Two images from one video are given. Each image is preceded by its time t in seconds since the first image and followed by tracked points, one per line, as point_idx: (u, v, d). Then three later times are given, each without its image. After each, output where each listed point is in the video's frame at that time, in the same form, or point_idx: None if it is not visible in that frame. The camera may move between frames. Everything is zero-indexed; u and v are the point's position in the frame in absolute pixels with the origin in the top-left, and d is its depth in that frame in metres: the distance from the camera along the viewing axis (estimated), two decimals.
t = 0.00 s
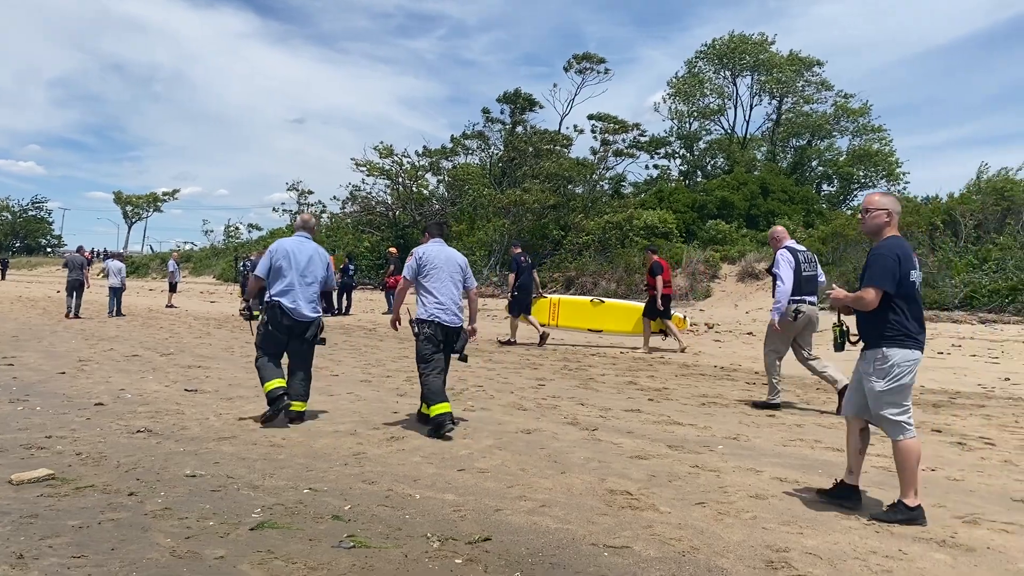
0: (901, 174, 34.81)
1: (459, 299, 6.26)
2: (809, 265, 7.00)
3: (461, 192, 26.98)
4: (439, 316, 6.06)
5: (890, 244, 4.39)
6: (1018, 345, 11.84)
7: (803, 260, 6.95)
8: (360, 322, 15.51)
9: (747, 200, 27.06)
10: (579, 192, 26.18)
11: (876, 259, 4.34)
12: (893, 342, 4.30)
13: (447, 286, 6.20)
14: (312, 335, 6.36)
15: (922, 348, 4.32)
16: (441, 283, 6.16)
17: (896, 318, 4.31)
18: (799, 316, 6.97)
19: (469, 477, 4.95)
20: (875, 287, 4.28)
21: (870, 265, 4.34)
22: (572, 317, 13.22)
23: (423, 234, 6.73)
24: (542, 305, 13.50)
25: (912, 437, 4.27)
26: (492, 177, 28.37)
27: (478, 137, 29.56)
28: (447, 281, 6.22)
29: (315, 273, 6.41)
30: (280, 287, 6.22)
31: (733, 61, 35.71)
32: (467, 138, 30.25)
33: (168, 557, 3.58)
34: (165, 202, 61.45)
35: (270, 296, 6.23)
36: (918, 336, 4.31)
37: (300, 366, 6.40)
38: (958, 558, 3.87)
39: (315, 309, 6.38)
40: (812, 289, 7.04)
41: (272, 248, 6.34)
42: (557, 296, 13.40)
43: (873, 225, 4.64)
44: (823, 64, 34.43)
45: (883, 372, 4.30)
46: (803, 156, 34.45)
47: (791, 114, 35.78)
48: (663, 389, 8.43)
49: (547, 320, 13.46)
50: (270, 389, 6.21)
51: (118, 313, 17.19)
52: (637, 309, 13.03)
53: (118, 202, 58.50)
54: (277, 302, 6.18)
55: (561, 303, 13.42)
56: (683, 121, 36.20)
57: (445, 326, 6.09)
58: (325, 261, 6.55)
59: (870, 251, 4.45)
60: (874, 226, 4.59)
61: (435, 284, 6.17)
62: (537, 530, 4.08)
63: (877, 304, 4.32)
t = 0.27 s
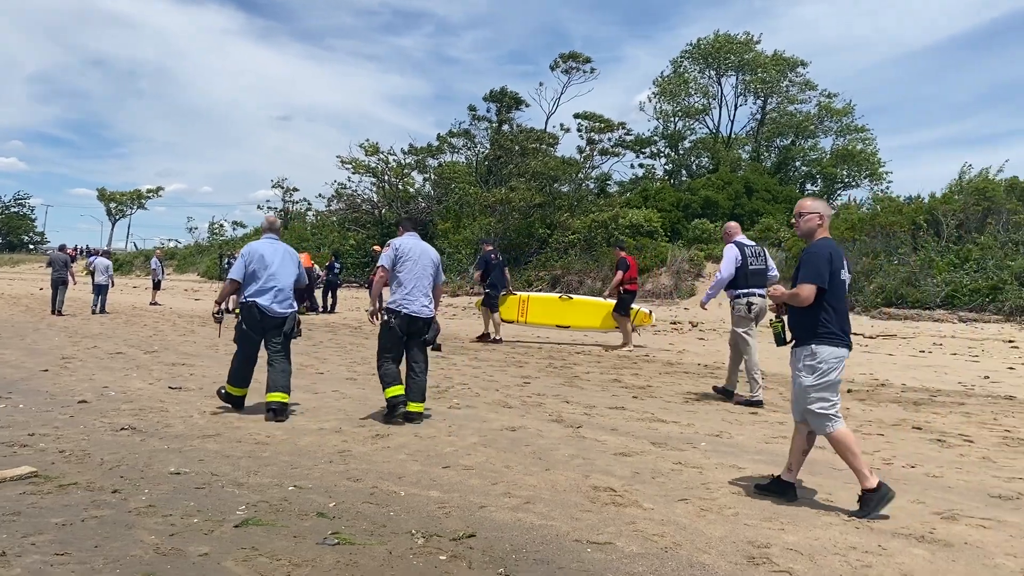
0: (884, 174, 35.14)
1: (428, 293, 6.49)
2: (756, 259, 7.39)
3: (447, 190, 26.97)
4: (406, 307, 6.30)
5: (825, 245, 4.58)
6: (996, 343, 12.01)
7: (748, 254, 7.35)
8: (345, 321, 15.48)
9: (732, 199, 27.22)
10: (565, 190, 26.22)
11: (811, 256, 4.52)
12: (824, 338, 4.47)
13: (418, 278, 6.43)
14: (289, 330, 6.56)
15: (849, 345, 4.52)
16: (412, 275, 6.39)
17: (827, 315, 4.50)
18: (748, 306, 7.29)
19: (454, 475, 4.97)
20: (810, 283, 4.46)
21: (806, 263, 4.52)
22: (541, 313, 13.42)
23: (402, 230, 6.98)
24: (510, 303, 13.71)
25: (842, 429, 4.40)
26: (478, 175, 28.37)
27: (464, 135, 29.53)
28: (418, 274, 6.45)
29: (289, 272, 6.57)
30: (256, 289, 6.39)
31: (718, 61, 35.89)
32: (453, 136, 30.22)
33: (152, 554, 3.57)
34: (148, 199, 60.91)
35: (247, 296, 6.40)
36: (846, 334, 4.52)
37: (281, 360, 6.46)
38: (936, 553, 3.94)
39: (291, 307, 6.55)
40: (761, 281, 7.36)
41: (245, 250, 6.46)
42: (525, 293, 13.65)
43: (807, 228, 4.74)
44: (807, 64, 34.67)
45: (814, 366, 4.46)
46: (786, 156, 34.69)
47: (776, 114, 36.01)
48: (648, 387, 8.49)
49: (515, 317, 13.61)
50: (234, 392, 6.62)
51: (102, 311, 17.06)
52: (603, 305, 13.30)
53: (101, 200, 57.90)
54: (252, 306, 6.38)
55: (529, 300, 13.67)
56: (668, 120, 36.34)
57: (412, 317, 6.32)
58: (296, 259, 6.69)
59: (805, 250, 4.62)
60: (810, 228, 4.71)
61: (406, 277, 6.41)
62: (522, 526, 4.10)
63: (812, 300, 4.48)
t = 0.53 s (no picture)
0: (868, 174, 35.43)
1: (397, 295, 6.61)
2: (710, 262, 7.76)
3: (434, 188, 26.92)
4: (374, 307, 6.43)
5: (767, 241, 4.60)
6: (977, 342, 12.16)
7: (702, 256, 7.63)
8: (332, 318, 15.43)
9: (718, 199, 27.36)
10: (553, 188, 26.25)
11: (753, 251, 4.54)
12: (764, 331, 4.51)
13: (386, 281, 6.55)
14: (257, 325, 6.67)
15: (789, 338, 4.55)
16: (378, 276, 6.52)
17: (767, 308, 4.52)
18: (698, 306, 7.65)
19: (440, 472, 4.98)
20: (751, 276, 4.47)
21: (748, 257, 4.53)
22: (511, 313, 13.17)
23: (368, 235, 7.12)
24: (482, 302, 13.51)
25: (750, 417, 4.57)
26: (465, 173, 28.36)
27: (451, 132, 29.50)
28: (385, 274, 6.58)
29: (254, 267, 6.71)
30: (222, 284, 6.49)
31: (705, 61, 36.03)
32: (440, 134, 30.17)
33: (136, 550, 3.55)
34: (133, 196, 60.40)
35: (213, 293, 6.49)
36: (787, 327, 4.55)
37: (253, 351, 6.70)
38: (916, 549, 3.98)
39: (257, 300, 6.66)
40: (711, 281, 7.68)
41: (207, 249, 6.56)
42: (496, 292, 13.35)
43: (749, 224, 4.77)
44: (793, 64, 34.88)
45: (750, 357, 4.51)
46: (772, 155, 34.88)
47: (762, 114, 36.21)
48: (633, 384, 8.53)
49: (485, 317, 13.34)
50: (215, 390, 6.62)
51: (87, 308, 16.93)
52: (573, 304, 12.99)
53: (85, 196, 57.39)
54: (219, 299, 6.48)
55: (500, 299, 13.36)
56: (655, 119, 36.46)
57: (381, 317, 6.45)
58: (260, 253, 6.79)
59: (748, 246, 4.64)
60: (752, 224, 4.73)
61: (373, 278, 6.54)
62: (507, 523, 4.11)
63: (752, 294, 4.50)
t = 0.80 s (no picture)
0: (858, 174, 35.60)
1: (370, 286, 6.88)
2: (673, 257, 7.16)
3: (425, 186, 26.87)
4: (348, 301, 6.67)
5: (709, 247, 4.69)
6: (965, 342, 12.23)
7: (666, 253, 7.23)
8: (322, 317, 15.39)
9: (709, 198, 27.42)
10: (544, 187, 26.26)
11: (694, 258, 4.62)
12: (706, 335, 4.61)
13: (356, 274, 6.77)
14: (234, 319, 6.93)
15: (731, 341, 4.65)
16: (351, 270, 6.74)
17: (707, 313, 4.63)
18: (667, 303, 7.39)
19: (429, 470, 4.97)
20: (691, 283, 4.57)
21: (689, 264, 4.62)
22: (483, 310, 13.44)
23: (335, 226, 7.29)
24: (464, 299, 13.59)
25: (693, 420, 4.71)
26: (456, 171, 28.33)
27: (442, 131, 29.47)
28: (356, 268, 6.80)
29: (230, 261, 6.94)
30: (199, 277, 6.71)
31: (696, 60, 36.08)
32: (431, 132, 30.12)
33: (124, 548, 3.53)
34: (122, 193, 60.01)
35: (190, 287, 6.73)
36: (728, 331, 4.64)
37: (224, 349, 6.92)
38: (903, 547, 4.01)
39: (234, 292, 6.94)
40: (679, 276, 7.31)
41: (185, 244, 6.83)
42: (469, 290, 13.61)
43: (693, 230, 4.88)
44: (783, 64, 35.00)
45: (692, 360, 4.62)
46: (762, 155, 34.99)
47: (752, 114, 36.33)
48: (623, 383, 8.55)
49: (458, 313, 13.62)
50: (208, 385, 6.61)
51: (76, 305, 16.82)
52: (543, 300, 13.10)
53: (74, 193, 56.99)
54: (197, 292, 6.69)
55: (474, 297, 13.61)
56: (646, 119, 36.52)
57: (355, 310, 6.69)
58: (236, 249, 7.04)
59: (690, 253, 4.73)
60: (696, 230, 4.82)
61: (346, 272, 6.75)
62: (496, 521, 4.11)
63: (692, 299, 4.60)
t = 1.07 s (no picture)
0: (855, 175, 35.66)
1: (354, 286, 7.01)
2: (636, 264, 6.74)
3: (422, 185, 26.86)
4: (333, 301, 6.85)
5: (656, 240, 4.83)
6: (962, 342, 12.25)
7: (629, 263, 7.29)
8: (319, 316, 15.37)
9: (706, 198, 27.43)
10: (541, 187, 26.26)
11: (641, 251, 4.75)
12: (653, 327, 4.76)
13: (339, 275, 6.95)
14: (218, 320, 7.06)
15: (677, 332, 4.79)
16: (335, 271, 6.93)
17: (654, 305, 4.76)
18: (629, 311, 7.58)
19: (426, 469, 4.97)
20: (636, 277, 4.67)
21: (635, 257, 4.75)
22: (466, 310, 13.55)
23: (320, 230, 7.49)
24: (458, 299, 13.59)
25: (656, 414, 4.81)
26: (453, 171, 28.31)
27: (440, 130, 29.45)
28: (341, 269, 6.99)
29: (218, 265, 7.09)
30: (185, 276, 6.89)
31: (693, 60, 36.10)
32: (429, 131, 30.10)
33: (120, 547, 3.53)
34: (118, 192, 59.88)
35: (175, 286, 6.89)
36: (674, 322, 4.78)
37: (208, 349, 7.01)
38: (900, 547, 4.02)
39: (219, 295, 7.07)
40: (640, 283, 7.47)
41: (176, 244, 7.03)
42: (451, 290, 13.70)
43: (644, 225, 5.07)
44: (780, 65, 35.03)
45: (640, 351, 4.76)
46: (760, 155, 35.01)
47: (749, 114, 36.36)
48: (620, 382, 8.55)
49: (441, 313, 13.71)
50: (197, 371, 6.68)
51: (72, 304, 16.77)
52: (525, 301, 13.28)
53: (70, 191, 56.86)
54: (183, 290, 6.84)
55: (456, 296, 13.70)
56: (644, 119, 36.53)
57: (340, 310, 6.87)
58: (224, 254, 7.20)
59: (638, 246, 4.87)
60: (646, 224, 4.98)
61: (330, 273, 6.95)
62: (493, 521, 4.11)
63: (638, 292, 4.74)
